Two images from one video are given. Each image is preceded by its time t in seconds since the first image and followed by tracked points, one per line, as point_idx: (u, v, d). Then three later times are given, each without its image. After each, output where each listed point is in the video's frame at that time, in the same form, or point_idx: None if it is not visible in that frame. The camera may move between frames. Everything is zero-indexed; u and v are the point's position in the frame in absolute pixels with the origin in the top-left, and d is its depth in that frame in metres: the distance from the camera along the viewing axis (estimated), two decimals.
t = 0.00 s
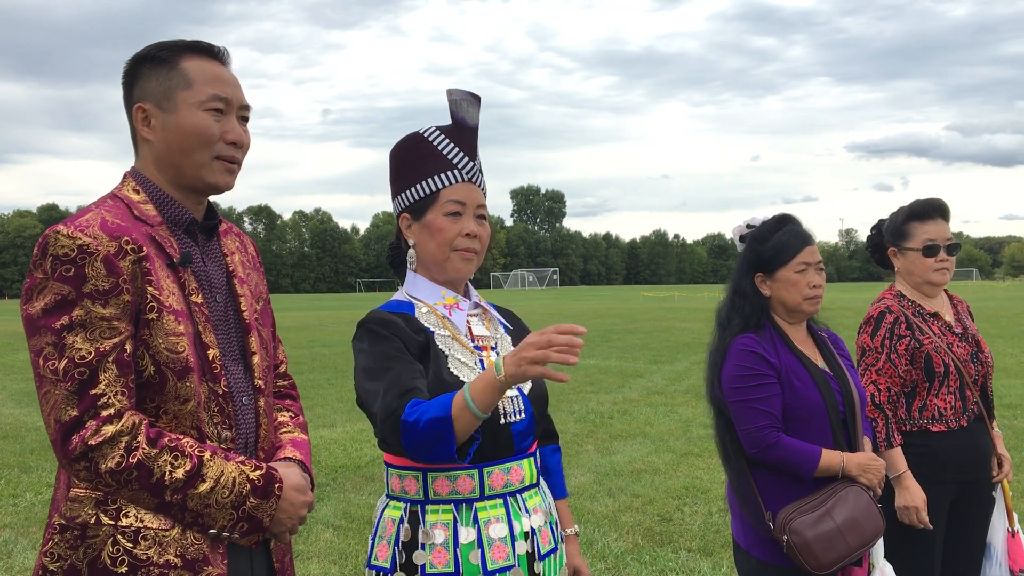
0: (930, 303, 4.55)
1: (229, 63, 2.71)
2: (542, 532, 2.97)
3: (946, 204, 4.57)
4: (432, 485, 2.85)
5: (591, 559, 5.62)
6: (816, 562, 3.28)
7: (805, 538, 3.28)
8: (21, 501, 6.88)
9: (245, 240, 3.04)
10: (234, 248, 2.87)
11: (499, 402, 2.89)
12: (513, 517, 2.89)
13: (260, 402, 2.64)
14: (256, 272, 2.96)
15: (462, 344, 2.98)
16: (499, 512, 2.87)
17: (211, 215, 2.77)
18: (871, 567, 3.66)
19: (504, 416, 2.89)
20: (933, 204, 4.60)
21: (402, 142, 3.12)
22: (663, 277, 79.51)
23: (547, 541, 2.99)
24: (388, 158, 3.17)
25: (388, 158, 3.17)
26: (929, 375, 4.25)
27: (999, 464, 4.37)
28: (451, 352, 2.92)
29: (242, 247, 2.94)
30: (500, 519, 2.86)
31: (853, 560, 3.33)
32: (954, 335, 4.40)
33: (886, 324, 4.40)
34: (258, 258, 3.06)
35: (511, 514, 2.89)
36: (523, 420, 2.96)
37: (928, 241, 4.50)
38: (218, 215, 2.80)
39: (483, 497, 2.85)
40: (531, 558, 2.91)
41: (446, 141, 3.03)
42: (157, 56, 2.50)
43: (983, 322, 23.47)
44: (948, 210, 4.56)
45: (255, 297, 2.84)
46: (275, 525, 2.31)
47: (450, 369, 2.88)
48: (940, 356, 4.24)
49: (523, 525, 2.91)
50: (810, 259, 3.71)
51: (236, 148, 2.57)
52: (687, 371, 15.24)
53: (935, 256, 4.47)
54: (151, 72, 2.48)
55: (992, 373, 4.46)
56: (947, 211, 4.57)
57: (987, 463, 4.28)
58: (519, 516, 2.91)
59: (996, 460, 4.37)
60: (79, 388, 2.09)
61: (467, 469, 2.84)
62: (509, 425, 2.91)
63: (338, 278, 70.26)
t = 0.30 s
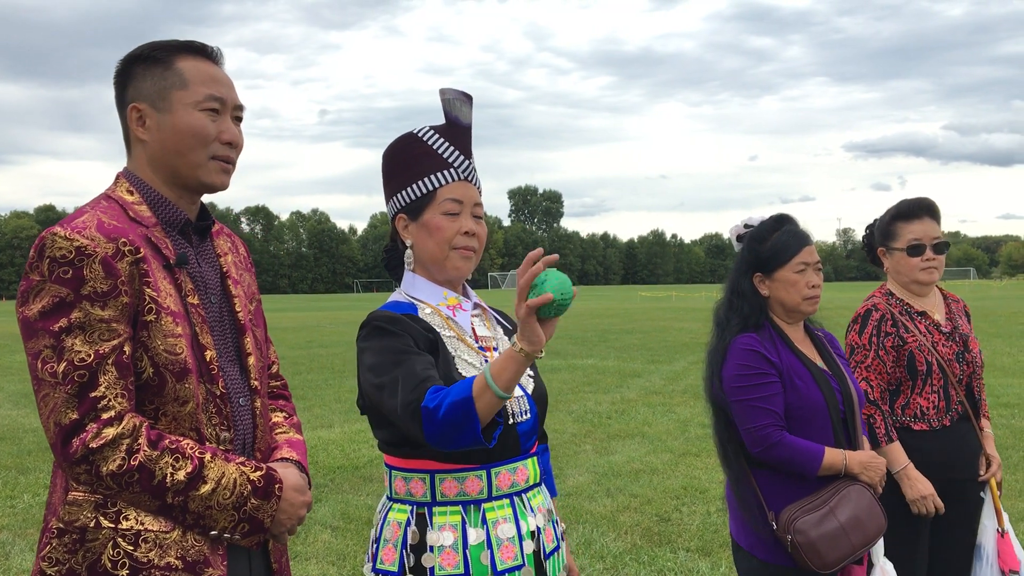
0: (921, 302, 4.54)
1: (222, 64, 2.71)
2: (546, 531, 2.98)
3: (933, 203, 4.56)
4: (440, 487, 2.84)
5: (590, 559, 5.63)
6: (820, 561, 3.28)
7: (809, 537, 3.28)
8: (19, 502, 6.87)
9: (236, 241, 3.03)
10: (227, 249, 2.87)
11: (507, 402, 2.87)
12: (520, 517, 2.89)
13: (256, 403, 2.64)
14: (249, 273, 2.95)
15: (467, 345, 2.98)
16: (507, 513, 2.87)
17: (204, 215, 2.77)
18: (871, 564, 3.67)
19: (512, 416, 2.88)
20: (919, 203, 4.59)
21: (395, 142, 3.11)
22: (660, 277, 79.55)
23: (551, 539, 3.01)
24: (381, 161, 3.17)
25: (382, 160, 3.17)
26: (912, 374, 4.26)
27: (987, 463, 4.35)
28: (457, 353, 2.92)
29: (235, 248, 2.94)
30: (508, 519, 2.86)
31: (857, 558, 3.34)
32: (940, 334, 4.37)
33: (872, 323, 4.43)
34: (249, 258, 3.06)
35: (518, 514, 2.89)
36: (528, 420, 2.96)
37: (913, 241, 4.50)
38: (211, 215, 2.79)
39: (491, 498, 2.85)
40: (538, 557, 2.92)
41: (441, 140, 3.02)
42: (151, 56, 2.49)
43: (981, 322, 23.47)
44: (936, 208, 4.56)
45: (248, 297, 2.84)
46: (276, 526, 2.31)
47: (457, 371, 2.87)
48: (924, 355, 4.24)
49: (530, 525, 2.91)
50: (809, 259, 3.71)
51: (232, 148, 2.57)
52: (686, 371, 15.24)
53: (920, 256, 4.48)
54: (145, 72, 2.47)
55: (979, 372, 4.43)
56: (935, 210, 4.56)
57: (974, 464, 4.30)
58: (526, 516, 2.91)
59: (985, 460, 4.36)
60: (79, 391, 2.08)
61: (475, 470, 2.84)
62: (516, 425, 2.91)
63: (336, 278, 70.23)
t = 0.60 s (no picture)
0: (912, 300, 4.53)
1: (225, 64, 2.69)
2: (541, 535, 2.95)
3: (921, 201, 4.55)
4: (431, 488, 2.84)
5: (588, 559, 5.61)
6: (824, 560, 3.28)
7: (812, 536, 3.27)
8: (16, 504, 6.85)
9: (234, 241, 3.02)
10: (225, 249, 2.86)
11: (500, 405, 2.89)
12: (513, 519, 2.87)
13: (258, 403, 2.64)
14: (247, 274, 2.95)
15: (461, 347, 2.95)
16: (498, 515, 2.85)
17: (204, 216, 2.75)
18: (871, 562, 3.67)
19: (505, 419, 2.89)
20: (910, 203, 4.57)
21: (394, 142, 3.10)
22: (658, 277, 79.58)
23: (547, 543, 2.97)
24: (380, 160, 3.16)
25: (381, 159, 3.16)
26: (898, 372, 4.27)
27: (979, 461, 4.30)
28: (450, 356, 2.90)
29: (233, 249, 2.93)
30: (500, 522, 2.84)
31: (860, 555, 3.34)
32: (928, 333, 4.36)
33: (860, 320, 4.45)
34: (246, 259, 3.05)
35: (511, 517, 2.87)
36: (522, 423, 2.97)
37: (900, 240, 4.50)
38: (211, 216, 2.78)
39: (482, 500, 2.84)
40: (531, 562, 2.89)
41: (440, 139, 3.01)
42: (156, 56, 2.47)
43: (977, 321, 23.56)
44: (924, 206, 4.55)
45: (248, 297, 2.83)
46: (282, 525, 2.31)
47: (448, 373, 2.87)
48: (910, 354, 4.25)
49: (523, 528, 2.88)
50: (807, 259, 3.71)
51: (235, 150, 2.57)
52: (683, 370, 15.22)
53: (908, 255, 4.47)
54: (150, 72, 2.46)
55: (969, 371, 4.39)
56: (926, 209, 4.53)
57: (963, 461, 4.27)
58: (519, 518, 2.89)
59: (977, 458, 4.32)
60: (87, 393, 2.06)
61: (467, 471, 2.83)
62: (509, 428, 2.91)
63: (333, 279, 70.16)
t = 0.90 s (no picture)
0: (903, 299, 4.52)
1: (233, 65, 2.68)
2: (529, 539, 2.93)
3: (910, 200, 4.51)
4: (415, 487, 2.84)
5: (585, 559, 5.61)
6: (825, 558, 3.28)
7: (813, 535, 3.28)
8: (12, 505, 6.83)
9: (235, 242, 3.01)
10: (229, 249, 2.86)
11: (481, 407, 2.87)
12: (496, 523, 2.87)
13: (265, 402, 2.66)
14: (250, 274, 2.94)
15: (446, 347, 2.96)
16: (481, 517, 2.85)
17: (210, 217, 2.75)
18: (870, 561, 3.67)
19: (486, 421, 2.87)
20: (901, 202, 4.54)
21: (396, 142, 3.10)
22: (655, 277, 79.62)
23: (536, 548, 2.95)
24: (385, 157, 3.15)
25: (386, 156, 3.15)
26: (887, 370, 4.32)
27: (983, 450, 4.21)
28: (434, 357, 2.91)
29: (235, 249, 2.92)
30: (482, 524, 2.84)
31: (860, 553, 3.35)
32: (918, 331, 4.37)
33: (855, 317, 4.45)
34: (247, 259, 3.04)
35: (494, 520, 2.87)
36: (508, 426, 2.93)
37: (888, 240, 4.47)
38: (215, 216, 2.77)
39: (465, 501, 2.84)
40: (514, 565, 2.88)
41: (442, 140, 3.01)
42: (167, 57, 2.46)
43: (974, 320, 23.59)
44: (913, 204, 4.50)
45: (252, 297, 2.84)
46: (292, 523, 2.33)
47: (428, 374, 2.88)
48: (899, 352, 4.29)
49: (507, 531, 2.87)
50: (805, 259, 3.71)
51: (244, 152, 2.57)
52: (680, 370, 15.22)
53: (896, 254, 4.46)
54: (161, 72, 2.44)
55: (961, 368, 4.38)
56: (915, 207, 4.49)
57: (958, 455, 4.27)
58: (503, 522, 2.88)
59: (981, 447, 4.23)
60: (102, 394, 2.04)
61: (449, 472, 2.84)
62: (493, 430, 2.89)
63: (330, 279, 70.06)
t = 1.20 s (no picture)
0: (900, 298, 4.53)
1: (240, 66, 2.67)
2: (537, 536, 2.93)
3: (905, 200, 4.50)
4: (424, 488, 2.84)
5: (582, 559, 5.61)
6: (825, 559, 3.28)
7: (812, 536, 3.28)
8: (7, 506, 6.80)
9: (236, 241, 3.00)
10: (233, 249, 2.85)
11: (487, 407, 2.86)
12: (506, 521, 2.87)
13: (273, 401, 2.71)
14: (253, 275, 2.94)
15: (448, 348, 2.95)
16: (491, 516, 2.85)
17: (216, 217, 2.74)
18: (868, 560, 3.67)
19: (492, 421, 2.86)
20: (896, 202, 4.54)
21: (394, 140, 3.10)
22: (651, 277, 79.64)
23: (543, 545, 2.95)
24: (382, 154, 3.15)
25: (382, 156, 3.15)
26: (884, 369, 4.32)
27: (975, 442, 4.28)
28: (438, 359, 2.90)
29: (238, 248, 2.91)
30: (492, 523, 2.84)
31: (859, 553, 3.36)
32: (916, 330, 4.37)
33: (856, 316, 4.48)
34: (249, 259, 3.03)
35: (504, 518, 2.87)
36: (513, 424, 2.94)
37: (883, 240, 4.47)
38: (222, 217, 2.75)
39: (474, 500, 2.84)
40: (525, 563, 2.88)
41: (440, 139, 3.00)
42: (178, 57, 2.44)
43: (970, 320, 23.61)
44: (908, 203, 4.50)
45: (257, 297, 2.84)
46: (303, 522, 2.34)
47: (433, 375, 2.87)
48: (897, 351, 4.29)
49: (517, 529, 2.88)
50: (802, 257, 3.71)
51: (252, 153, 2.57)
52: (677, 370, 15.22)
53: (891, 253, 4.46)
54: (172, 72, 2.42)
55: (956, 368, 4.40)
56: (910, 207, 4.50)
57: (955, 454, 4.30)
58: (513, 520, 2.88)
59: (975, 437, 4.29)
60: (118, 394, 2.03)
61: (458, 472, 2.83)
62: (498, 430, 2.89)
63: (327, 279, 69.97)
